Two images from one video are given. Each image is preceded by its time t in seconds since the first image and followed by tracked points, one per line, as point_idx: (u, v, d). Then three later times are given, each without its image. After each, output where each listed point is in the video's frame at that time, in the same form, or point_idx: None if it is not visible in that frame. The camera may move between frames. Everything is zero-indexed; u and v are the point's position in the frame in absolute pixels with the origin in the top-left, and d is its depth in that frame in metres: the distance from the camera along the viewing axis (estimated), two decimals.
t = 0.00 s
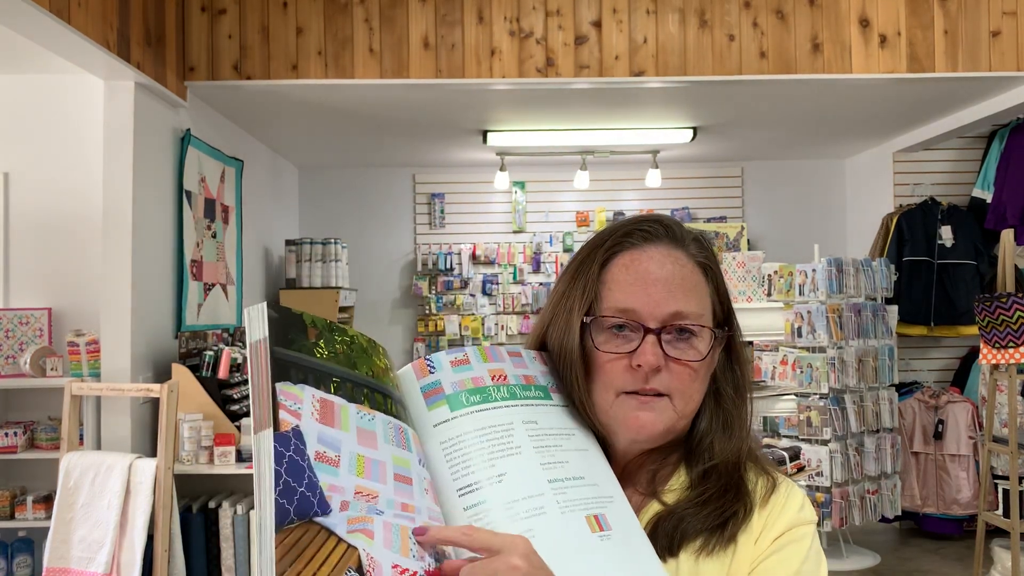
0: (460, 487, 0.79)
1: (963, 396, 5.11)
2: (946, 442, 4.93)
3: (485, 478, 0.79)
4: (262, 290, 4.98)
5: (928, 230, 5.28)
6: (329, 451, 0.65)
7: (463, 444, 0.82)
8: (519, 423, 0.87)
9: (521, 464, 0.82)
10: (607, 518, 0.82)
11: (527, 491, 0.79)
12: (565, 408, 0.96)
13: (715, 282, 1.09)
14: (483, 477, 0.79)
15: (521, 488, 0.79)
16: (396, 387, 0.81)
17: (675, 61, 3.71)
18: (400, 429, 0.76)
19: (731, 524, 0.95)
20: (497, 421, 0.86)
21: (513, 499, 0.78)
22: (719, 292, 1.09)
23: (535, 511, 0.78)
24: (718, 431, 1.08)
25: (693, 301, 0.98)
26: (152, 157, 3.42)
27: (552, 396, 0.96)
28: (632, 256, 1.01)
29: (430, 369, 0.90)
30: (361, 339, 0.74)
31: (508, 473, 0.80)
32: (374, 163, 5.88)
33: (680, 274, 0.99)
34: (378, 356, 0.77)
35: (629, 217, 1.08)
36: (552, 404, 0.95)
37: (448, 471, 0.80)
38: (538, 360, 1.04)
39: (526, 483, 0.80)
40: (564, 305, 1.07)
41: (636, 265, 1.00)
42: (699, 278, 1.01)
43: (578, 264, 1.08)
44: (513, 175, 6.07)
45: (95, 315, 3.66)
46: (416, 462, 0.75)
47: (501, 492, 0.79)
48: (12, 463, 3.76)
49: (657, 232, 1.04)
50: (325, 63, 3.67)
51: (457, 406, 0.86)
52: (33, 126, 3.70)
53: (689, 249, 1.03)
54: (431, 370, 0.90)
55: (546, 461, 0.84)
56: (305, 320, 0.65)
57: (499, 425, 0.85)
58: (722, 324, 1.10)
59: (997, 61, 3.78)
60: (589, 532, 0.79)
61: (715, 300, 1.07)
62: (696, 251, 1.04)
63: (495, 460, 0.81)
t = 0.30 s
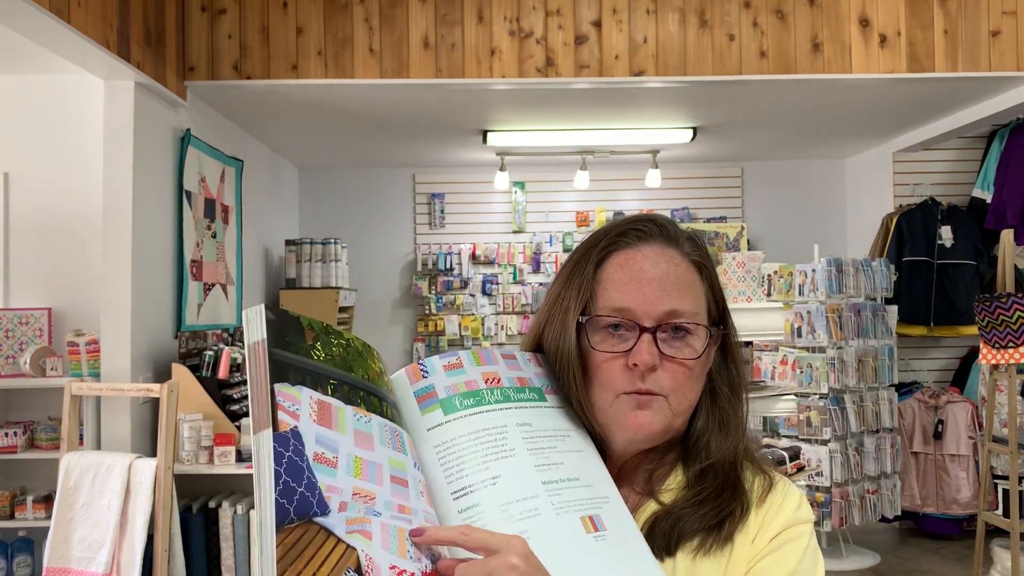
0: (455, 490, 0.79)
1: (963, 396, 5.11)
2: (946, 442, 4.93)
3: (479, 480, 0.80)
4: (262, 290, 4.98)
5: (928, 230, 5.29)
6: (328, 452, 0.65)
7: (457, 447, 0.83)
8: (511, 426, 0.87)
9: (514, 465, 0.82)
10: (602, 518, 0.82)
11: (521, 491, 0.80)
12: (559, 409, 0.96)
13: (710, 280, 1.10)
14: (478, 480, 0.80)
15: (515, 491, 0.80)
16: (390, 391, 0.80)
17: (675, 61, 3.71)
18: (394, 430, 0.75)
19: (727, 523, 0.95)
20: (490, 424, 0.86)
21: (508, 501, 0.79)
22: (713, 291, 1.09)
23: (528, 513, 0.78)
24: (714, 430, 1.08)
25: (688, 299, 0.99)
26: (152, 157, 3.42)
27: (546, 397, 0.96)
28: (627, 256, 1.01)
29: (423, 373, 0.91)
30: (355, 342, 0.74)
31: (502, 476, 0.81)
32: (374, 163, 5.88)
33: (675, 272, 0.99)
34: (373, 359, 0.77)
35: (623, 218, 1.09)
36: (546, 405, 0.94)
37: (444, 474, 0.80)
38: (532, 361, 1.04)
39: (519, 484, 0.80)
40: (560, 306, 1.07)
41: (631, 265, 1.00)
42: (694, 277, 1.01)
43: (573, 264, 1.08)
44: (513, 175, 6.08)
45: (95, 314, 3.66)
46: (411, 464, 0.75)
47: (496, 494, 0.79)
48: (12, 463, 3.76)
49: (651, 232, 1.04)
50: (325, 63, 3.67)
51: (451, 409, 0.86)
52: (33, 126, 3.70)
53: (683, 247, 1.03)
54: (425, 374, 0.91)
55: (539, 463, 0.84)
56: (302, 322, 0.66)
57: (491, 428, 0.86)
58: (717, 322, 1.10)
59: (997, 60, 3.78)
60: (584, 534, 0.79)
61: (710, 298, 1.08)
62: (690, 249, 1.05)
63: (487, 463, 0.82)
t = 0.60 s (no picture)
0: (439, 494, 0.72)
1: (963, 395, 5.11)
2: (946, 442, 4.93)
3: (462, 482, 0.73)
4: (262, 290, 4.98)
5: (928, 230, 5.29)
6: (321, 455, 0.63)
7: (439, 450, 0.76)
8: (494, 428, 0.80)
9: (498, 466, 0.75)
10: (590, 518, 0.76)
11: (505, 492, 0.73)
12: (544, 414, 0.89)
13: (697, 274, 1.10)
14: (461, 482, 0.73)
15: (499, 490, 0.73)
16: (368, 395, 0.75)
17: (675, 61, 3.71)
18: (379, 437, 0.72)
19: (726, 522, 0.95)
20: (472, 427, 0.79)
21: (492, 500, 0.72)
22: (701, 286, 1.10)
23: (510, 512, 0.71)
24: (707, 429, 1.09)
25: (675, 291, 0.99)
26: (151, 157, 3.42)
27: (528, 401, 0.89)
28: (613, 248, 1.01)
29: (403, 380, 0.84)
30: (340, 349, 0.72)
31: (484, 477, 0.74)
32: (374, 162, 5.88)
33: (661, 264, 0.99)
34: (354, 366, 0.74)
35: (609, 214, 1.09)
36: (528, 409, 0.88)
37: (425, 478, 0.74)
38: (513, 367, 0.97)
39: (502, 485, 0.73)
40: (547, 303, 1.08)
41: (618, 257, 1.00)
42: (680, 270, 1.02)
43: (560, 260, 1.08)
44: (513, 174, 6.07)
45: (95, 314, 3.66)
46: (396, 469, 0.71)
47: (480, 495, 0.72)
48: (12, 464, 3.76)
49: (637, 225, 1.05)
50: (325, 63, 3.67)
51: (431, 415, 0.79)
52: (33, 125, 3.70)
53: (669, 240, 1.04)
54: (403, 381, 0.84)
55: (522, 463, 0.77)
56: (287, 326, 0.66)
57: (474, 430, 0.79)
58: (707, 318, 1.10)
59: (997, 60, 3.78)
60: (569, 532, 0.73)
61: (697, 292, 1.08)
62: (676, 242, 1.05)
63: (469, 464, 0.75)
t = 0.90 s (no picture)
0: (429, 496, 0.72)
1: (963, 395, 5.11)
2: (946, 442, 4.93)
3: (453, 484, 0.73)
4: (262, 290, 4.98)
5: (928, 230, 5.29)
6: (313, 459, 0.63)
7: (427, 452, 0.76)
8: (483, 431, 0.80)
9: (489, 467, 0.75)
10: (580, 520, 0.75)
11: (497, 492, 0.72)
12: (531, 417, 0.89)
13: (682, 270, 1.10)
14: (451, 484, 0.73)
15: (489, 491, 0.72)
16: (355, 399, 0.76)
17: (675, 61, 3.71)
18: (369, 440, 0.72)
19: (725, 527, 0.95)
20: (460, 430, 0.79)
21: (483, 501, 0.72)
22: (689, 282, 1.08)
23: (502, 513, 0.71)
24: (701, 430, 1.09)
25: (653, 285, 0.99)
26: (151, 156, 3.42)
27: (513, 404, 0.89)
28: (593, 247, 1.02)
29: (390, 384, 0.83)
30: (327, 355, 0.74)
31: (475, 479, 0.74)
32: (374, 162, 5.88)
33: (639, 260, 1.00)
34: (342, 373, 0.75)
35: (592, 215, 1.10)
36: (515, 412, 0.87)
37: (415, 481, 0.74)
38: (497, 371, 0.96)
39: (493, 485, 0.73)
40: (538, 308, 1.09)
41: (596, 255, 1.01)
42: (660, 266, 1.02)
43: (548, 264, 1.10)
44: (513, 174, 6.07)
45: (95, 314, 3.66)
46: (389, 473, 0.72)
47: (471, 496, 0.72)
48: (12, 464, 3.76)
49: (616, 224, 1.06)
50: (325, 63, 3.67)
51: (420, 417, 0.79)
52: (33, 125, 3.70)
53: (650, 236, 1.04)
54: (390, 385, 0.83)
55: (512, 464, 0.76)
56: (276, 332, 0.67)
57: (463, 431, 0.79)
58: (697, 316, 1.10)
59: (997, 60, 3.78)
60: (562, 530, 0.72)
61: (682, 286, 1.06)
62: (657, 238, 1.05)
63: (459, 465, 0.75)
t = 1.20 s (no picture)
0: (421, 497, 0.72)
1: (963, 395, 5.11)
2: (946, 442, 4.93)
3: (445, 485, 0.73)
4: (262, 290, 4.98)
5: (928, 230, 5.29)
6: (301, 463, 0.62)
7: (419, 454, 0.76)
8: (476, 431, 0.79)
9: (481, 468, 0.74)
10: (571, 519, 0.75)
11: (489, 493, 0.72)
12: (523, 418, 0.88)
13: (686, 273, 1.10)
14: (443, 485, 0.73)
15: (481, 491, 0.72)
16: (349, 404, 0.76)
17: (675, 61, 3.71)
18: (360, 443, 0.72)
19: (722, 522, 0.95)
20: (452, 431, 0.78)
21: (475, 502, 0.71)
22: (691, 283, 1.09)
23: (494, 513, 0.70)
24: (700, 426, 1.08)
25: (668, 289, 0.99)
26: (152, 156, 3.42)
27: (506, 406, 0.88)
28: (605, 249, 1.02)
29: (382, 386, 0.83)
30: (313, 359, 0.73)
31: (466, 479, 0.73)
32: (374, 162, 5.88)
33: (652, 263, 1.00)
34: (330, 375, 0.74)
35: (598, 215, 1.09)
36: (507, 413, 0.86)
37: (408, 482, 0.74)
38: (489, 373, 0.96)
39: (485, 485, 0.73)
40: (541, 307, 1.07)
41: (610, 258, 1.01)
42: (670, 269, 1.02)
43: (552, 264, 1.09)
44: (513, 174, 6.07)
45: (95, 314, 3.66)
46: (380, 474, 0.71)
47: (463, 497, 0.72)
48: (12, 464, 3.76)
49: (626, 226, 1.05)
50: (325, 63, 3.67)
51: (412, 419, 0.79)
52: (33, 125, 3.70)
53: (659, 239, 1.05)
54: (382, 387, 0.83)
55: (505, 465, 0.76)
56: (262, 337, 0.66)
57: (455, 432, 0.78)
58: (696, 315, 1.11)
59: (997, 60, 3.78)
60: (553, 529, 0.71)
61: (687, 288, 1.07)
62: (665, 241, 1.06)
63: (451, 466, 0.74)
